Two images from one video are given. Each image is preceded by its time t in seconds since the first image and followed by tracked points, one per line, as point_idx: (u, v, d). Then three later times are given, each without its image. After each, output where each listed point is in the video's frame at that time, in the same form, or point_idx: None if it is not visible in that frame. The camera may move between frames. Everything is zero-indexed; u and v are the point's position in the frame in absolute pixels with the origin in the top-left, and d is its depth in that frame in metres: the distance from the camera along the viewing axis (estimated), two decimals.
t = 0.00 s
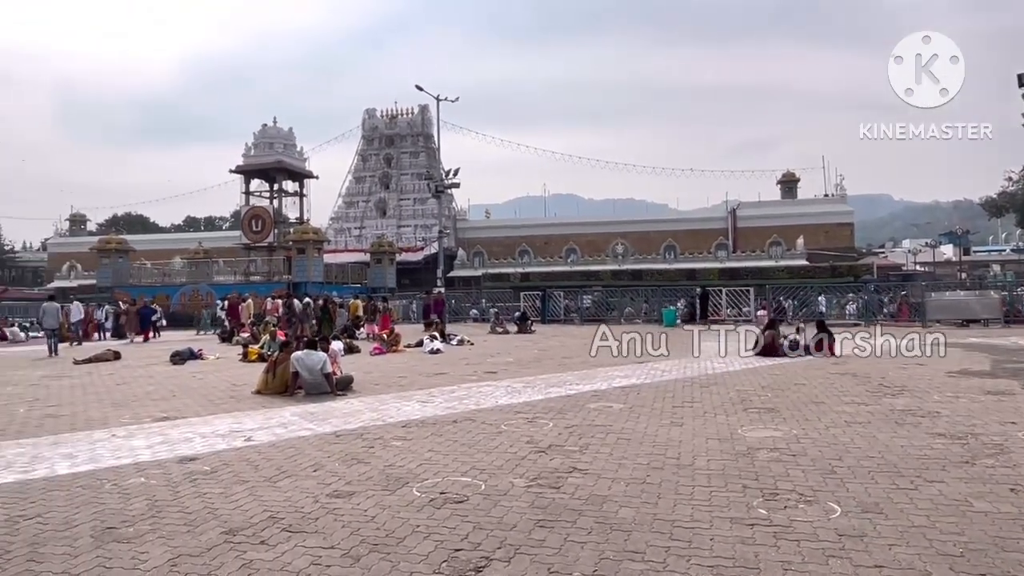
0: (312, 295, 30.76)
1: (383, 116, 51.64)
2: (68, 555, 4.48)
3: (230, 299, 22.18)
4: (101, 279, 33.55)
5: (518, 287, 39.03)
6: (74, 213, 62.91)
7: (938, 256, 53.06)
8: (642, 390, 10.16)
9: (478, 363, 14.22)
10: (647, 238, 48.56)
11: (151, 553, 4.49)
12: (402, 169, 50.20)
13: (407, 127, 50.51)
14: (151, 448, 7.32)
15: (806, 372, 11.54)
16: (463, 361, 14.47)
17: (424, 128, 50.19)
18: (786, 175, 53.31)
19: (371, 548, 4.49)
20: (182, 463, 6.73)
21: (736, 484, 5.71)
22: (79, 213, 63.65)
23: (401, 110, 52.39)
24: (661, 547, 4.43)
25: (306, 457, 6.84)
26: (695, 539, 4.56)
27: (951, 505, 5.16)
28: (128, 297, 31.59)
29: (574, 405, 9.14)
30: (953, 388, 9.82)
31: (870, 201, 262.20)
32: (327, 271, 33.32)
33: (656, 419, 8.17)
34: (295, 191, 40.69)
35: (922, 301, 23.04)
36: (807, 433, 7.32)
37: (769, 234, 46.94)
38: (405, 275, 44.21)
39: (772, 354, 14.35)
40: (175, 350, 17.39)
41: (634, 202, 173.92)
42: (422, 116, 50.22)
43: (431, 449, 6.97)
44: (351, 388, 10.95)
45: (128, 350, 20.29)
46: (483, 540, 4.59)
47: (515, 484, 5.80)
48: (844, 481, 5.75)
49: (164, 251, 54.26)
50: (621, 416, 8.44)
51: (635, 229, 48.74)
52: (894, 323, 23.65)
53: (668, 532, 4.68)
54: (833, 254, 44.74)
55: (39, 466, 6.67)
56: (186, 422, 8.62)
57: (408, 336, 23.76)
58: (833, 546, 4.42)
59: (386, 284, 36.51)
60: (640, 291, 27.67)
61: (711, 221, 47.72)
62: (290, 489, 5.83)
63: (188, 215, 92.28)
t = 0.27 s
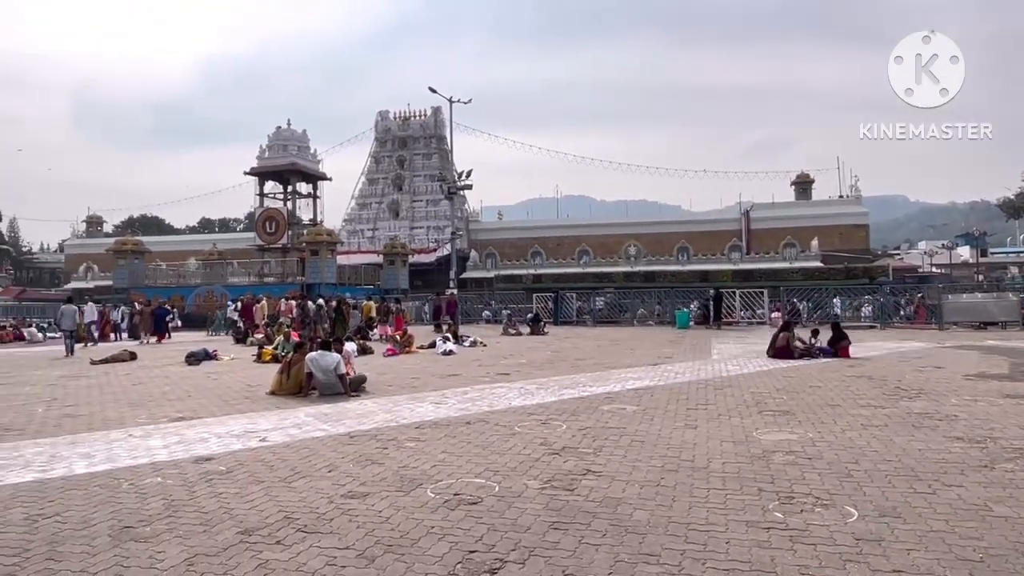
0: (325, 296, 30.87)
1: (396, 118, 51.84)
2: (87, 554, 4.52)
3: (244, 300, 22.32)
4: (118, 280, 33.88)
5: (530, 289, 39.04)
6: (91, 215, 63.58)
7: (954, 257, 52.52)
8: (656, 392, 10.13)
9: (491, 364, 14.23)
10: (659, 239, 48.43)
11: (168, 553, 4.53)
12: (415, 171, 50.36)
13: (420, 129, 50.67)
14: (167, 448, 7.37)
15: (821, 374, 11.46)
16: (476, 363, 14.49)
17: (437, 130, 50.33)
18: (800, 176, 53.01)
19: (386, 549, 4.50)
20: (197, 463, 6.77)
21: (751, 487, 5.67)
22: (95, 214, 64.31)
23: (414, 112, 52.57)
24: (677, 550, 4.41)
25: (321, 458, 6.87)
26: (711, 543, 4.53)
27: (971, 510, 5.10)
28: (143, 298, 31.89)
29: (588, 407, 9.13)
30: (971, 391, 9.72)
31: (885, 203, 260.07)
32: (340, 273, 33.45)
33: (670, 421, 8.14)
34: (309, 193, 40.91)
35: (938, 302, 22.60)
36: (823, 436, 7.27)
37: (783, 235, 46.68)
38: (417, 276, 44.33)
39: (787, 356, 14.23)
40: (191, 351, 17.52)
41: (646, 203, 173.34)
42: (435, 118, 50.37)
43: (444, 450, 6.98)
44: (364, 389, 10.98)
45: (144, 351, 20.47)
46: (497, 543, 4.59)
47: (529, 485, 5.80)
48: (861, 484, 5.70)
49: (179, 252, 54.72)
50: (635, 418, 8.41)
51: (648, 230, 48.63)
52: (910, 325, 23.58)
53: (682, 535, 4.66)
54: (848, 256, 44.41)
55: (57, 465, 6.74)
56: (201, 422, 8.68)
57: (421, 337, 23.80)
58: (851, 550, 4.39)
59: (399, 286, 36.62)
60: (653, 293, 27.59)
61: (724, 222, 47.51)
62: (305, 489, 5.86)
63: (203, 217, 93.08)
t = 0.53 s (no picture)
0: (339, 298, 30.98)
1: (410, 120, 52.02)
2: (106, 553, 4.57)
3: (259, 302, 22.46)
4: (135, 282, 34.24)
5: (544, 291, 39.01)
6: (108, 218, 64.21)
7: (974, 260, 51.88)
8: (671, 395, 10.08)
9: (505, 366, 14.22)
10: (673, 241, 48.25)
11: (186, 553, 4.56)
12: (429, 173, 50.47)
13: (433, 131, 50.80)
14: (185, 448, 7.44)
15: (838, 378, 11.36)
16: (490, 365, 14.49)
17: (450, 133, 50.46)
18: (816, 177, 52.65)
19: (401, 550, 4.52)
20: (214, 463, 6.82)
21: (768, 491, 5.63)
22: (113, 217, 64.96)
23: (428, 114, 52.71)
24: (693, 554, 4.39)
25: (336, 459, 6.89)
26: (727, 547, 4.51)
27: (991, 515, 5.04)
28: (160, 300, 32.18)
29: (602, 409, 9.10)
30: (991, 395, 9.59)
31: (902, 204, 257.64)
32: (354, 275, 33.58)
33: (686, 424, 8.10)
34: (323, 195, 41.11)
35: (957, 305, 22.42)
36: (840, 440, 7.21)
37: (799, 237, 46.35)
38: (431, 278, 44.44)
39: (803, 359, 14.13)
40: (207, 352, 17.66)
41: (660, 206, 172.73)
42: (448, 120, 50.50)
43: (459, 452, 6.99)
44: (379, 390, 11.02)
45: (161, 352, 20.66)
46: (513, 545, 4.59)
47: (544, 488, 5.79)
48: (879, 489, 5.64)
49: (195, 254, 55.16)
50: (650, 420, 8.38)
51: (662, 232, 48.49)
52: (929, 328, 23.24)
53: (698, 539, 4.64)
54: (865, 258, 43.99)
55: (76, 465, 6.81)
56: (218, 423, 8.74)
57: (435, 339, 23.85)
58: (870, 555, 4.35)
59: (412, 287, 36.69)
60: (668, 295, 27.47)
61: (739, 224, 47.24)
62: (321, 490, 5.88)
63: (219, 219, 93.84)
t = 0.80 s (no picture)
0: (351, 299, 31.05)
1: (421, 122, 52.17)
2: (122, 552, 4.61)
3: (272, 303, 22.57)
4: (149, 283, 34.54)
5: (555, 293, 39.01)
6: (123, 220, 64.77)
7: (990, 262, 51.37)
8: (683, 397, 10.04)
9: (517, 368, 14.23)
10: (685, 243, 48.13)
11: (202, 553, 4.60)
12: (440, 175, 50.59)
13: (445, 133, 50.91)
14: (199, 449, 7.49)
15: (852, 381, 11.29)
16: (502, 367, 14.50)
17: (462, 135, 50.51)
18: (829, 179, 52.36)
19: (414, 552, 4.53)
20: (228, 464, 6.87)
21: (782, 494, 5.61)
22: (128, 219, 65.49)
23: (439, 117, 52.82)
24: (706, 557, 4.38)
25: (349, 460, 6.92)
26: (741, 550, 4.49)
27: (1008, 520, 5.00)
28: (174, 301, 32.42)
29: (614, 411, 9.09)
30: (1007, 399, 9.49)
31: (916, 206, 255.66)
32: (366, 277, 33.70)
33: (698, 427, 8.08)
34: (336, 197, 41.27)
35: (972, 308, 22.24)
36: (855, 443, 7.17)
37: (811, 239, 46.09)
38: (443, 280, 44.59)
39: (816, 362, 14.04)
40: (220, 353, 17.79)
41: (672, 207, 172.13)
42: (460, 122, 50.57)
43: (472, 454, 7.00)
44: (391, 391, 11.07)
45: (175, 353, 20.82)
46: (525, 547, 4.59)
47: (557, 490, 5.79)
48: (894, 493, 5.60)
49: (208, 256, 55.56)
50: (662, 423, 8.36)
51: (674, 234, 48.38)
52: (945, 330, 22.93)
53: (712, 542, 4.63)
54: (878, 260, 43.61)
55: (92, 465, 6.87)
56: (232, 423, 8.80)
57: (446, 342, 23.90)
58: (885, 560, 4.32)
59: (424, 289, 36.76)
60: (679, 297, 27.41)
61: (751, 226, 47.05)
62: (334, 492, 5.91)
63: (232, 221, 94.48)
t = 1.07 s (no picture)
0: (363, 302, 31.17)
1: (434, 125, 52.31)
2: (139, 552, 4.65)
3: (285, 306, 22.70)
4: (165, 286, 34.85)
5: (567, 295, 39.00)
6: (139, 222, 65.41)
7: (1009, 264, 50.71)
8: (696, 400, 10.01)
9: (530, 370, 14.23)
10: (698, 246, 47.97)
11: (218, 553, 4.63)
12: (453, 178, 50.69)
13: (457, 136, 51.00)
14: (214, 449, 7.55)
15: (868, 384, 11.20)
16: (515, 369, 14.51)
17: (474, 137, 50.59)
18: (844, 181, 51.97)
19: (428, 554, 4.55)
20: (243, 465, 6.91)
21: (797, 498, 5.57)
22: (143, 222, 66.10)
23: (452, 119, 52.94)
24: (721, 561, 4.36)
25: (363, 462, 6.96)
26: (756, 554, 4.47)
27: None
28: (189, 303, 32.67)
29: (627, 414, 9.07)
30: None
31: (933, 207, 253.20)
32: (379, 279, 33.82)
33: (712, 430, 8.05)
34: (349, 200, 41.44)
35: (990, 311, 21.93)
36: (870, 447, 7.11)
37: (826, 241, 45.78)
38: (455, 282, 44.68)
39: (832, 365, 13.94)
40: (235, 355, 17.92)
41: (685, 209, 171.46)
42: (472, 125, 50.65)
43: (485, 456, 7.01)
44: (405, 394, 11.11)
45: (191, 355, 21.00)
46: (539, 549, 4.60)
47: (570, 493, 5.79)
48: (911, 497, 5.55)
49: (223, 259, 56.00)
50: (676, 426, 8.33)
51: (687, 237, 48.24)
52: (963, 333, 22.64)
53: (727, 546, 4.60)
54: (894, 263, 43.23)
55: (109, 465, 6.95)
56: (246, 425, 8.86)
57: (458, 344, 23.94)
58: (902, 565, 4.28)
59: (436, 292, 36.85)
60: (693, 300, 27.31)
61: (765, 228, 46.81)
62: (349, 493, 5.94)
63: (246, 223, 95.18)
